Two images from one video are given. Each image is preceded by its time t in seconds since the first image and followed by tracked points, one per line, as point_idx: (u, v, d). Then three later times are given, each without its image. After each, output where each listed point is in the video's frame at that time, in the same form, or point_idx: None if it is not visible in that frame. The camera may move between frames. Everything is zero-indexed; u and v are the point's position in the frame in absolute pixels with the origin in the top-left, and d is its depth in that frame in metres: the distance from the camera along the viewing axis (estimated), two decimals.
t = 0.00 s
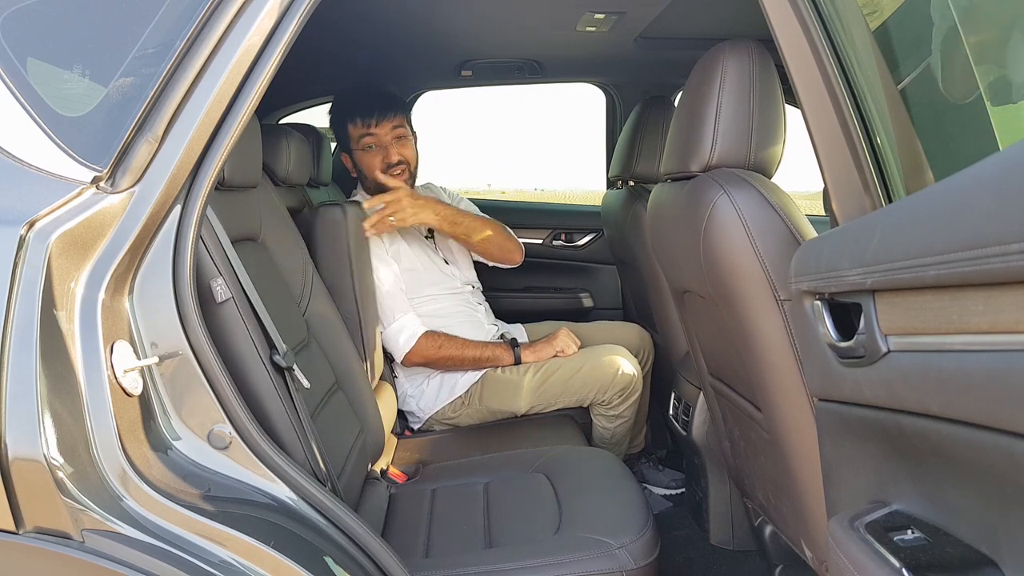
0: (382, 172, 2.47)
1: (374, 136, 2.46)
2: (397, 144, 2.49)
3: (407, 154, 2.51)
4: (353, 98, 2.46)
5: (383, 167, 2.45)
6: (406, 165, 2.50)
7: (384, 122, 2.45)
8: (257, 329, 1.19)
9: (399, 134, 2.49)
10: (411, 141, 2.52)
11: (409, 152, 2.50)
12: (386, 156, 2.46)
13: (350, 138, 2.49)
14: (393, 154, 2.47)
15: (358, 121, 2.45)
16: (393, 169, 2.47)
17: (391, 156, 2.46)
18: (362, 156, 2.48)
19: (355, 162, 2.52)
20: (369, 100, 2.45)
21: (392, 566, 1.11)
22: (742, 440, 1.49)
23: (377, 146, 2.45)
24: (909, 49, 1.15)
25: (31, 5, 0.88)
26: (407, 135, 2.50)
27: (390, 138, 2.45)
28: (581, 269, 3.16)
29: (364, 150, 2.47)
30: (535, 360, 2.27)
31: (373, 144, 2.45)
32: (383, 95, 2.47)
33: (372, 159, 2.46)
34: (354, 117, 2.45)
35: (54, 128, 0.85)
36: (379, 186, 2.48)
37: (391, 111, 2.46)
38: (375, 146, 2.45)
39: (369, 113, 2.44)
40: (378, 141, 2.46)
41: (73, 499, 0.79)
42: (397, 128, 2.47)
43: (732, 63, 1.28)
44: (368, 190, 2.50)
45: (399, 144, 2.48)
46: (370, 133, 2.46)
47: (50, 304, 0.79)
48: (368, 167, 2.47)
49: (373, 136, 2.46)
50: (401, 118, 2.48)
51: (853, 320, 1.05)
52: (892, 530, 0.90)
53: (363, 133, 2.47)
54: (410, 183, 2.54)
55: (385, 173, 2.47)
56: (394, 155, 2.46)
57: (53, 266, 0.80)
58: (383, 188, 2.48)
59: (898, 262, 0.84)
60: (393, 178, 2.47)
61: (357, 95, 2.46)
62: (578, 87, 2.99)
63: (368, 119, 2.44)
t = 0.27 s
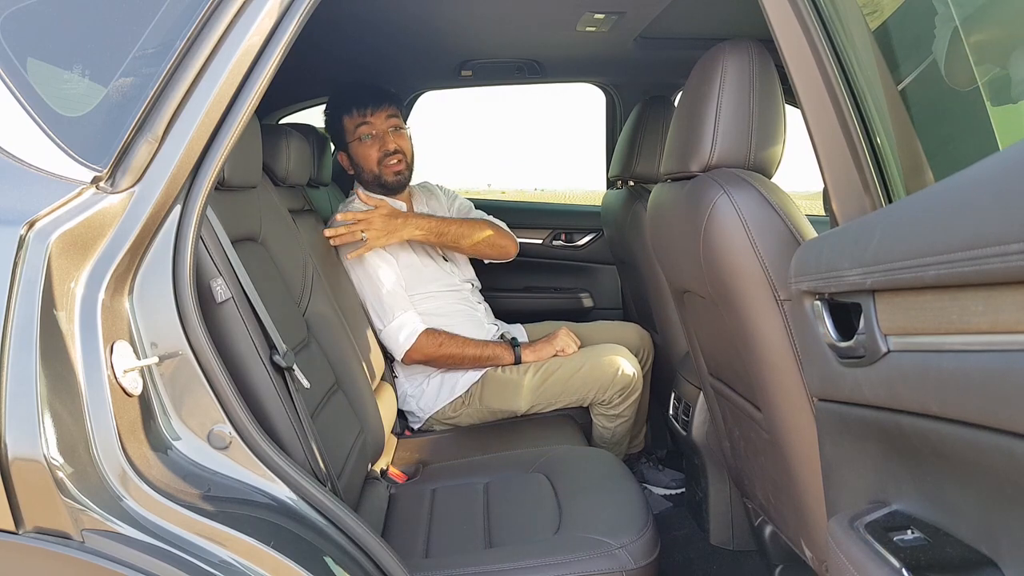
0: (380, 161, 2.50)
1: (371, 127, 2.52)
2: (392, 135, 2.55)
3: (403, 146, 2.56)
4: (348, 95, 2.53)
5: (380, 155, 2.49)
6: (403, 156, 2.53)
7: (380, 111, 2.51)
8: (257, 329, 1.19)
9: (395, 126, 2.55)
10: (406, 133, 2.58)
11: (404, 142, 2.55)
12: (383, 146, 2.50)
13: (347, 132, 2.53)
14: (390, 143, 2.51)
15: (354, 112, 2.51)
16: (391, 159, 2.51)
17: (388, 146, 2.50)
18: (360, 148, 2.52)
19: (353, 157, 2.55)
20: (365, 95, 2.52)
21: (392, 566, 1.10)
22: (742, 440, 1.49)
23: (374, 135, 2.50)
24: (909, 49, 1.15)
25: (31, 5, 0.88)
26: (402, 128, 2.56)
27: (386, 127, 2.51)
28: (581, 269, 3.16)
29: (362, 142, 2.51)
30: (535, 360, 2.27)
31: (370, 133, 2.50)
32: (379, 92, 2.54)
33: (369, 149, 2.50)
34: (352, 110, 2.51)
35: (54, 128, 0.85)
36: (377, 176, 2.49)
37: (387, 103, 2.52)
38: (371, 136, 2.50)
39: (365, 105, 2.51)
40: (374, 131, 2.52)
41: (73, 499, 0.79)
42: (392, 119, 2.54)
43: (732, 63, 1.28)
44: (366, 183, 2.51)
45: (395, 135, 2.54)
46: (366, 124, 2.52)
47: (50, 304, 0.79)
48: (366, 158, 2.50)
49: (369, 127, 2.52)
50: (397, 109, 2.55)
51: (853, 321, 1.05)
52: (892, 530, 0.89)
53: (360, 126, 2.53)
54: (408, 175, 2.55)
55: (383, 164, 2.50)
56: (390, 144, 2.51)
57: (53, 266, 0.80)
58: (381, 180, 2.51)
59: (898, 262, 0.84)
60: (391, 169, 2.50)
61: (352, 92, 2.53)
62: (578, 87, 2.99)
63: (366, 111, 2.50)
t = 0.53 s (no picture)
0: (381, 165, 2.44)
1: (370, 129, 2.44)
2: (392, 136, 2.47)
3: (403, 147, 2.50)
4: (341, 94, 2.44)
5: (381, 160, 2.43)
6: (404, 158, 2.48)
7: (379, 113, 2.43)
8: (257, 329, 1.19)
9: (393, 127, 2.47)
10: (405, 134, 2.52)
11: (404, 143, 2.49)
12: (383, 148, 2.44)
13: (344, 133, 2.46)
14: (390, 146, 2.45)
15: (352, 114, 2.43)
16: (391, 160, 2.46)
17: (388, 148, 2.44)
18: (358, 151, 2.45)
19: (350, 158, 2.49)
20: (360, 95, 2.42)
21: (392, 566, 1.10)
22: (742, 440, 1.49)
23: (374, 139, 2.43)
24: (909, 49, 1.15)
25: (31, 5, 0.88)
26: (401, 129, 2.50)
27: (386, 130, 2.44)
28: (581, 269, 3.16)
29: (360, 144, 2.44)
30: (535, 359, 2.27)
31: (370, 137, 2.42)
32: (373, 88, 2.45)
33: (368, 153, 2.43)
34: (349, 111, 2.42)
35: (54, 129, 0.85)
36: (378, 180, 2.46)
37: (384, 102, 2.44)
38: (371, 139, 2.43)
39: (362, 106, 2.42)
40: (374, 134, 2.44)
41: (72, 499, 0.79)
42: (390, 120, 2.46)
43: (732, 63, 1.28)
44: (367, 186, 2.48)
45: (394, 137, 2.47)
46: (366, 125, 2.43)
47: (50, 304, 0.79)
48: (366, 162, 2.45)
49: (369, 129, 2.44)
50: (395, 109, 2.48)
51: (853, 320, 1.05)
52: (892, 530, 0.89)
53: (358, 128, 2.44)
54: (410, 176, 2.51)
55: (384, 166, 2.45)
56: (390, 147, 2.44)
57: (53, 266, 0.80)
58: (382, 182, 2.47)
59: (898, 262, 0.84)
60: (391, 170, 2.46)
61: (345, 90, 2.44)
62: (578, 87, 2.99)
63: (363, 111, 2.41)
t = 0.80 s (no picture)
0: (402, 176, 2.46)
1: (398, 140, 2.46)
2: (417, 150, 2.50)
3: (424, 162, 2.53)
4: (374, 101, 2.48)
5: (404, 170, 2.45)
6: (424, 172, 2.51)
7: (410, 127, 2.47)
8: (257, 329, 1.19)
9: (419, 142, 2.51)
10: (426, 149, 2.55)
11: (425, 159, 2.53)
12: (408, 161, 2.46)
13: (370, 138, 2.47)
14: (415, 160, 2.48)
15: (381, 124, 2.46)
16: (412, 175, 2.47)
17: (413, 162, 2.47)
18: (382, 158, 2.46)
19: (370, 163, 2.49)
20: (395, 105, 2.47)
21: (392, 566, 1.10)
22: (742, 440, 1.49)
23: (400, 150, 2.45)
24: (909, 49, 1.14)
25: (31, 5, 0.88)
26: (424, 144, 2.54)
27: (414, 144, 2.48)
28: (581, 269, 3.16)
29: (386, 152, 2.46)
30: (536, 359, 2.27)
31: (398, 147, 2.45)
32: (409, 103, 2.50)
33: (392, 162, 2.45)
34: (380, 119, 2.46)
35: (54, 129, 0.85)
36: (393, 188, 2.46)
37: (416, 117, 2.49)
38: (398, 150, 2.45)
39: (394, 117, 2.45)
40: (401, 145, 2.46)
41: (73, 499, 0.79)
42: (418, 136, 2.50)
43: (732, 63, 1.28)
44: (379, 192, 2.47)
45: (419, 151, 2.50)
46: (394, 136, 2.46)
47: (50, 304, 0.79)
48: (387, 169, 2.45)
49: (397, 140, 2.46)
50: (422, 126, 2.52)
51: (853, 320, 1.05)
52: (892, 530, 0.90)
53: (386, 137, 2.46)
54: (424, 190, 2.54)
55: (403, 178, 2.46)
56: (416, 161, 2.48)
57: (53, 266, 0.80)
58: (396, 192, 2.47)
59: (898, 262, 0.84)
60: (409, 185, 2.47)
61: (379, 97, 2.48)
62: (578, 87, 2.99)
63: (397, 122, 2.46)
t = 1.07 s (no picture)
0: (404, 184, 2.45)
1: (404, 149, 2.44)
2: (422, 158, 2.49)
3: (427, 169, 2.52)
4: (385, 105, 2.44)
5: (406, 179, 2.45)
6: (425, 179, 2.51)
7: (417, 137, 2.44)
8: (257, 329, 1.19)
9: (425, 151, 2.49)
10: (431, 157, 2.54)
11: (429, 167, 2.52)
12: (412, 170, 2.45)
13: (377, 142, 2.44)
14: (418, 169, 2.47)
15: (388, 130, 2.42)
16: (413, 182, 2.47)
17: (416, 171, 2.46)
18: (386, 163, 2.44)
19: (374, 165, 2.47)
20: (405, 113, 2.43)
21: (392, 566, 1.10)
22: (742, 440, 1.49)
23: (405, 159, 2.43)
24: (909, 49, 1.14)
25: (31, 5, 0.88)
26: (429, 152, 2.52)
27: (419, 153, 2.45)
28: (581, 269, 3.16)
29: (391, 158, 2.44)
30: (536, 359, 2.27)
31: (403, 156, 2.43)
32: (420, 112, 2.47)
33: (396, 169, 2.44)
34: (389, 125, 2.42)
35: (54, 129, 0.85)
36: (394, 193, 2.46)
37: (425, 129, 2.46)
38: (403, 159, 2.43)
39: (401, 125, 2.42)
40: (407, 154, 2.44)
41: (73, 499, 0.79)
42: (424, 145, 2.47)
43: (732, 63, 1.28)
44: (379, 195, 2.48)
45: (424, 159, 2.49)
46: (400, 144, 2.43)
47: (50, 304, 0.79)
48: (389, 175, 2.44)
49: (403, 149, 2.43)
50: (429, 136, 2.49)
51: (853, 320, 1.05)
52: (892, 530, 0.90)
53: (393, 143, 2.43)
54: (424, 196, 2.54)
55: (405, 186, 2.45)
56: (419, 170, 2.46)
57: (53, 266, 0.80)
58: (396, 196, 2.47)
59: (898, 262, 0.84)
60: (409, 192, 2.47)
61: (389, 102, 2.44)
62: (578, 87, 2.99)
63: (406, 130, 2.42)
